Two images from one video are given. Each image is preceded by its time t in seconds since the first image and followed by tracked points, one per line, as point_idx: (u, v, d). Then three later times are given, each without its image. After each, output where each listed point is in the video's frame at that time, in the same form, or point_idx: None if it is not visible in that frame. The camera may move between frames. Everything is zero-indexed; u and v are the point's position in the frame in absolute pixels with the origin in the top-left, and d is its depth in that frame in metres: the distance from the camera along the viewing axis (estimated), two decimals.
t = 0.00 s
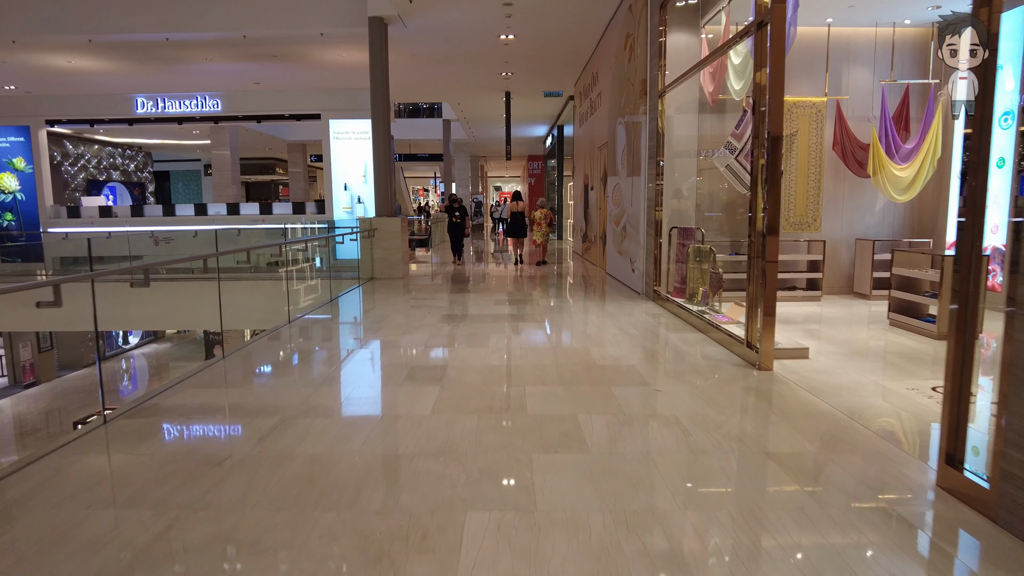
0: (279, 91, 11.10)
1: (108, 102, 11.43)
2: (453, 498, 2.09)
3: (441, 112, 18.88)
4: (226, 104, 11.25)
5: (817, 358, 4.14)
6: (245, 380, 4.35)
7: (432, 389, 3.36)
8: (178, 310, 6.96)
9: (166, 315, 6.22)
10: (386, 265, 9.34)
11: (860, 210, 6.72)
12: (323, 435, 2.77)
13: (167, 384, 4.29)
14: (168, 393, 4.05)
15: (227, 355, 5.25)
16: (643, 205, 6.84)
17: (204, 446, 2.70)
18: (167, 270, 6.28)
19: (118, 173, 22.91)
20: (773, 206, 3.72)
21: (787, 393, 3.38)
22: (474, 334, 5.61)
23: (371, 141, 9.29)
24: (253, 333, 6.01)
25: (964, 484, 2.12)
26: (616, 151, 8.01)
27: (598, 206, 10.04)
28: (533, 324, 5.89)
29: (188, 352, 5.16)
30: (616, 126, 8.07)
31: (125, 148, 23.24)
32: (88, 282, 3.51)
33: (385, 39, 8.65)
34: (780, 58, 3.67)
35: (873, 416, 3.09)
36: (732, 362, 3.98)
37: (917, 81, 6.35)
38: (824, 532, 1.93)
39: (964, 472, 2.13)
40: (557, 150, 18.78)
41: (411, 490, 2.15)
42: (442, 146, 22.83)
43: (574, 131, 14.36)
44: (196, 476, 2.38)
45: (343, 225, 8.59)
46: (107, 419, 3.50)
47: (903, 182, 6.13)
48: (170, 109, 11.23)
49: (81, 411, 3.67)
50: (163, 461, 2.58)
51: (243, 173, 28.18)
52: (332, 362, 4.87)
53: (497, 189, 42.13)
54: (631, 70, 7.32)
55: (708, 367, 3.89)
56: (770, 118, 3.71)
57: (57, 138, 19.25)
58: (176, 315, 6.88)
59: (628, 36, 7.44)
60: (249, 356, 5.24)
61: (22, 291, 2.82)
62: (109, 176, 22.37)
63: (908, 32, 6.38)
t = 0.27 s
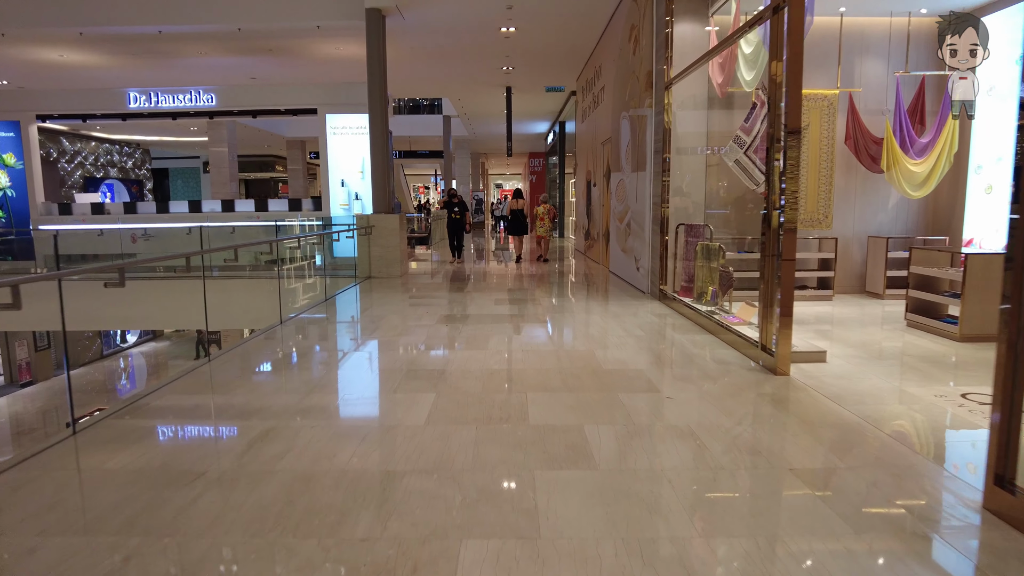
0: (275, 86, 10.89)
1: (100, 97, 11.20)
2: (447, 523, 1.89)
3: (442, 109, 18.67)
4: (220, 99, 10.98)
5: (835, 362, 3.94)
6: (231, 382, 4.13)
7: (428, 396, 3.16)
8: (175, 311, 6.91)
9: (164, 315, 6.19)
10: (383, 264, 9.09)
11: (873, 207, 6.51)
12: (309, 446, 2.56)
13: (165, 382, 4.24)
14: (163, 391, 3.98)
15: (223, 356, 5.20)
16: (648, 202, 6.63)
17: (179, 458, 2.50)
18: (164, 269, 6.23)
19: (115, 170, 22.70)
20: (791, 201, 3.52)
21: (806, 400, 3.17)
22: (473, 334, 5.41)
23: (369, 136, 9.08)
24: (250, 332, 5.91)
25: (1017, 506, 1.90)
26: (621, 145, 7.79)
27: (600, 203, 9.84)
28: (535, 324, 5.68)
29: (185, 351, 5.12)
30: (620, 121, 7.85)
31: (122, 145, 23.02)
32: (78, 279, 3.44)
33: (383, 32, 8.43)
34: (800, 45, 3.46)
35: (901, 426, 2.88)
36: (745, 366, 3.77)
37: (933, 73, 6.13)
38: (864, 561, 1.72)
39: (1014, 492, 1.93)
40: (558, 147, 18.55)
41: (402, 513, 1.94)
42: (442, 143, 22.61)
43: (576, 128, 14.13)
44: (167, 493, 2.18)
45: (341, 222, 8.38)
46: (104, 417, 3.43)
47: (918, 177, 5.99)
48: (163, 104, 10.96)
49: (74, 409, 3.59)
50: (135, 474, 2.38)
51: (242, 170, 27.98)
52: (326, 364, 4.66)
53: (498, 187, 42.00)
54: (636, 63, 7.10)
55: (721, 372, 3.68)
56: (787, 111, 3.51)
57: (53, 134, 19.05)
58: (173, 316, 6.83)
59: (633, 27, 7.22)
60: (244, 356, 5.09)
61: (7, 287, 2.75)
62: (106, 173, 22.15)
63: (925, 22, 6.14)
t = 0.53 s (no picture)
0: (271, 81, 10.66)
1: (92, 92, 10.98)
2: (441, 570, 1.66)
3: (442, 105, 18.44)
4: (214, 94, 10.55)
5: (855, 371, 3.73)
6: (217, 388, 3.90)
7: (423, 410, 2.93)
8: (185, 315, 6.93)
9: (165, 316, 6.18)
10: (381, 263, 8.81)
11: (887, 206, 6.29)
12: (291, 469, 2.34)
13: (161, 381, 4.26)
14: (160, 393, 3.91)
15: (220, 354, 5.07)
16: (655, 201, 6.41)
17: (148, 481, 2.28)
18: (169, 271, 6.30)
19: (112, 167, 22.49)
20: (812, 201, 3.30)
21: (831, 415, 2.94)
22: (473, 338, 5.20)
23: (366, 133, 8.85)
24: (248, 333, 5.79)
25: None
26: (625, 142, 7.57)
27: (603, 201, 9.63)
28: (537, 327, 5.47)
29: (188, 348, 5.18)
30: (625, 116, 7.61)
31: (120, 142, 22.80)
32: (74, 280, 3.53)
33: (381, 25, 8.21)
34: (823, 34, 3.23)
35: (935, 445, 2.66)
36: (762, 376, 3.54)
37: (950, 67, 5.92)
38: None
39: None
40: (560, 144, 18.33)
41: (390, 557, 1.72)
42: (442, 140, 22.39)
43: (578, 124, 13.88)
44: (129, 527, 1.95)
45: (338, 220, 8.16)
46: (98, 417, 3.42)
47: (934, 175, 5.79)
48: (155, 97, 10.60)
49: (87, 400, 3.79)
50: (96, 500, 2.16)
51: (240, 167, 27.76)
52: (318, 369, 4.44)
53: (498, 184, 41.74)
54: (641, 56, 6.88)
55: (736, 382, 3.45)
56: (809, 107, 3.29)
57: (49, 131, 18.85)
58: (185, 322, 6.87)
59: (639, 20, 6.98)
60: (238, 359, 4.91)
61: None
62: (103, 170, 21.94)
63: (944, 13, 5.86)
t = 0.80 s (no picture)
0: (268, 77, 10.46)
1: (85, 88, 10.77)
2: None
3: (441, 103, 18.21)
4: (208, 90, 10.51)
5: (876, 379, 3.52)
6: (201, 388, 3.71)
7: (418, 424, 2.73)
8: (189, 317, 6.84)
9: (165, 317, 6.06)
10: (378, 263, 8.58)
11: (901, 205, 6.09)
12: (274, 491, 2.14)
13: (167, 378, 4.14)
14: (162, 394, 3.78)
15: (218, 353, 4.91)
16: (661, 200, 6.21)
17: (116, 499, 2.09)
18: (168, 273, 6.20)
19: (109, 165, 22.28)
20: (834, 201, 3.09)
21: (854, 428, 2.74)
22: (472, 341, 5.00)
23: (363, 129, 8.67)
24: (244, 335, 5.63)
25: None
26: (629, 139, 7.36)
27: (606, 200, 9.42)
28: (539, 329, 5.26)
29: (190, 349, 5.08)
30: (629, 113, 7.42)
31: (116, 140, 22.58)
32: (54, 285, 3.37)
33: (379, 20, 8.01)
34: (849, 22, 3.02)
35: (973, 464, 2.45)
36: (777, 384, 3.35)
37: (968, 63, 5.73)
38: None
39: None
40: (561, 142, 18.11)
41: None
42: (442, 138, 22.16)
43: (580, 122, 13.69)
44: (87, 559, 1.75)
45: (334, 219, 7.96)
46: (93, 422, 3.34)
47: (950, 173, 5.51)
48: (148, 94, 10.51)
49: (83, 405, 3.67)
50: (55, 519, 1.97)
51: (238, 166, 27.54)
52: (311, 375, 4.24)
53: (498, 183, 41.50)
54: (646, 51, 6.67)
55: (751, 392, 3.25)
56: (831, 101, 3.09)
57: (44, 128, 18.66)
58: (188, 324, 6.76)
59: (643, 13, 6.78)
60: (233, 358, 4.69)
61: None
62: (99, 168, 21.73)
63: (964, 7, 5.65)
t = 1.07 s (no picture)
0: (264, 72, 10.22)
1: (76, 84, 10.54)
2: None
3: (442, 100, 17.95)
4: (202, 86, 10.22)
5: (902, 390, 3.30)
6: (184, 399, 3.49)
7: (412, 443, 2.51)
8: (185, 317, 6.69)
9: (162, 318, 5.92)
10: (376, 263, 8.35)
11: (918, 204, 5.86)
12: (248, 525, 1.92)
13: (167, 380, 4.00)
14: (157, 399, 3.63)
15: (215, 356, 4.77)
16: (668, 198, 5.98)
17: (69, 535, 1.87)
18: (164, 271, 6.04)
19: (107, 163, 22.08)
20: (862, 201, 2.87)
21: (887, 449, 2.52)
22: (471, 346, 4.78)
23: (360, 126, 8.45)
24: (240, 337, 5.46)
25: None
26: (635, 135, 7.13)
27: (610, 198, 9.19)
28: (541, 333, 5.03)
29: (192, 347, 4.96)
30: (635, 108, 7.18)
31: (114, 137, 22.37)
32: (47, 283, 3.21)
33: (376, 13, 7.77)
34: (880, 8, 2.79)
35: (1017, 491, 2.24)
36: (797, 397, 3.13)
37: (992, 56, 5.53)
38: None
39: None
40: (563, 140, 17.86)
41: None
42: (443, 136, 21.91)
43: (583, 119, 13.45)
44: None
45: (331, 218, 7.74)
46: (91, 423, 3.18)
47: (970, 170, 5.28)
48: (139, 90, 10.23)
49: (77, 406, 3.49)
50: None
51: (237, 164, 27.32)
52: (303, 382, 4.03)
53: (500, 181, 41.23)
54: (653, 44, 6.44)
55: (770, 405, 3.04)
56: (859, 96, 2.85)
57: (41, 126, 18.46)
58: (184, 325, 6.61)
59: (650, 4, 6.53)
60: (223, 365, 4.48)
61: None
62: (97, 167, 21.53)
63: (983, 2, 5.37)
